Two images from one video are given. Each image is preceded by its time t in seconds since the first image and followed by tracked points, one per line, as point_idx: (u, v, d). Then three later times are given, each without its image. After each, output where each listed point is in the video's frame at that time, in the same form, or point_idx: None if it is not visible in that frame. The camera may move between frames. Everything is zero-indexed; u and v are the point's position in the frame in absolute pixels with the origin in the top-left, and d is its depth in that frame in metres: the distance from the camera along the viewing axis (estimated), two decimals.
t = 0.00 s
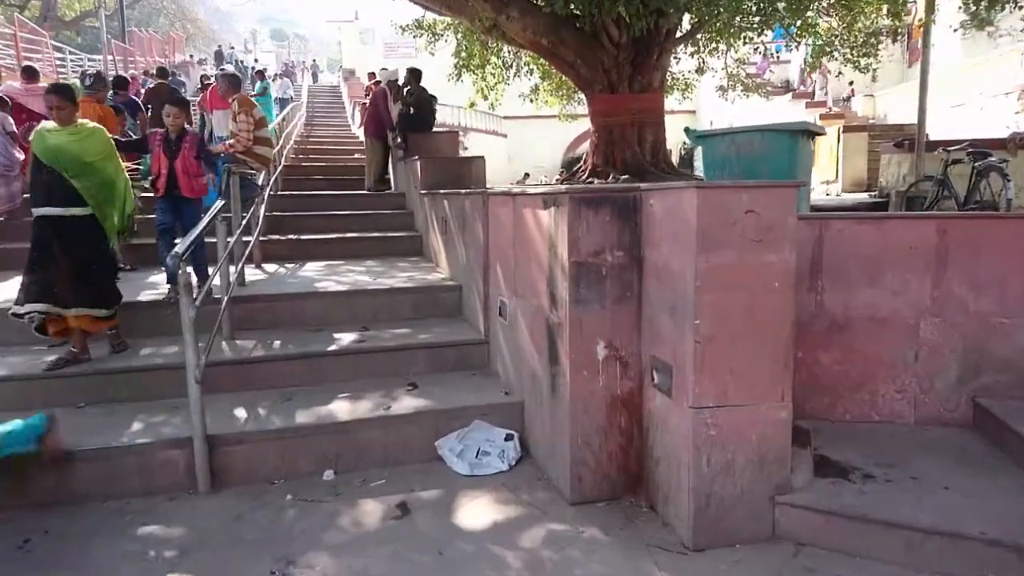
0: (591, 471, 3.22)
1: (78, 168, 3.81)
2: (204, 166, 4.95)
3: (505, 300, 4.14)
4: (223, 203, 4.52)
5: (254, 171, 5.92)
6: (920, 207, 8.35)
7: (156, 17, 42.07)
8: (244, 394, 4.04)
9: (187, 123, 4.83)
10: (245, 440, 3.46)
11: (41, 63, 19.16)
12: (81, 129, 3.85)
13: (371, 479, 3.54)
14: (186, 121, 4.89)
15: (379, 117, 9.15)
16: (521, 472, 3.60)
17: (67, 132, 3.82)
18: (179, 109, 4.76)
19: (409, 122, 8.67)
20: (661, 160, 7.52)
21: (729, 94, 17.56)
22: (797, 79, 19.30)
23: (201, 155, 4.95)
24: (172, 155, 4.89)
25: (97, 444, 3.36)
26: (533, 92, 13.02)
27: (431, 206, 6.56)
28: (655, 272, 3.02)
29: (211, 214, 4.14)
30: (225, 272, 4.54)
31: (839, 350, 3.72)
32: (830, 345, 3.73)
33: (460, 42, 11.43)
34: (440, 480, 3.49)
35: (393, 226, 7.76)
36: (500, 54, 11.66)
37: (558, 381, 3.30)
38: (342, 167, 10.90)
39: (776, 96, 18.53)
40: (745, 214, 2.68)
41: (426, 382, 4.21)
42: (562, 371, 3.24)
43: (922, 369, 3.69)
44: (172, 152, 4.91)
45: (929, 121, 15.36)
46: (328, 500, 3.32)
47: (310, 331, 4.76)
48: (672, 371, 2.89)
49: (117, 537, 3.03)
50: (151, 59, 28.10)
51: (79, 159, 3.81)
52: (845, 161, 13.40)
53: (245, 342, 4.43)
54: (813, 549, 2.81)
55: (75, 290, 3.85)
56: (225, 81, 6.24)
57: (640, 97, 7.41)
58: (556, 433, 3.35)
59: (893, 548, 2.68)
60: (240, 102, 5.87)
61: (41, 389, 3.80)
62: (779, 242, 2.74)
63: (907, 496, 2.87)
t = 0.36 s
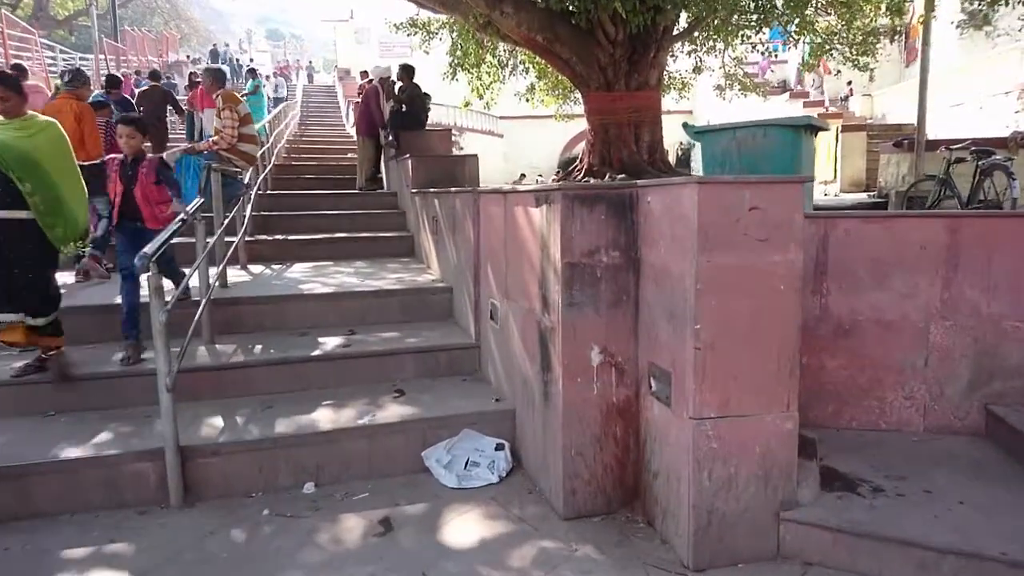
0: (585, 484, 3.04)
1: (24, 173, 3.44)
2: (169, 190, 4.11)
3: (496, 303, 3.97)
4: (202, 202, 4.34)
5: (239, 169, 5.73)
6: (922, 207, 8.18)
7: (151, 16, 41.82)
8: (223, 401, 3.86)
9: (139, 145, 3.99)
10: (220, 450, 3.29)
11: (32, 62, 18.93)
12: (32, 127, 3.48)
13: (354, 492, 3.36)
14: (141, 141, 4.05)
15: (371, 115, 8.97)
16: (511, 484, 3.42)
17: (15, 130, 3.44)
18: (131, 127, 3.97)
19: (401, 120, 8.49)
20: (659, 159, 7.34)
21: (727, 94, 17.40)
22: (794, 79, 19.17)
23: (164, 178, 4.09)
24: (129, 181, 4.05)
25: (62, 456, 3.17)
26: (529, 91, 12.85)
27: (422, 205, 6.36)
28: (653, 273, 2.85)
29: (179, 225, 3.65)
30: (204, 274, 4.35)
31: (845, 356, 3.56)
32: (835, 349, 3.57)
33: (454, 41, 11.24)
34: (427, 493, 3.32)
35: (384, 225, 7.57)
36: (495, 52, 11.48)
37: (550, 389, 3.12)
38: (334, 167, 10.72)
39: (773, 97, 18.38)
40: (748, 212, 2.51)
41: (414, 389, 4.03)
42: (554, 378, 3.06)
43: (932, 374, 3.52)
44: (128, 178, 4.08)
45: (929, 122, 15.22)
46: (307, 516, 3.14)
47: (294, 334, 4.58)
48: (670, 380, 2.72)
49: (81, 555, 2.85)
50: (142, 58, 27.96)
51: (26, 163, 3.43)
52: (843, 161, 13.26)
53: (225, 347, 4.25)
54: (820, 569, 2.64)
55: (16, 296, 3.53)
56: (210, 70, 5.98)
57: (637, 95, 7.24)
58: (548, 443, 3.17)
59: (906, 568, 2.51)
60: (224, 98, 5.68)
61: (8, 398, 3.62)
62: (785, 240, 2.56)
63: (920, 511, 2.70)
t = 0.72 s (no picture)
0: (579, 501, 2.89)
1: None
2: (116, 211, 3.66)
3: (487, 308, 3.80)
4: (181, 203, 4.18)
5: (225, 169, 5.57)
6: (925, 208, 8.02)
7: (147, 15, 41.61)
8: (202, 413, 3.70)
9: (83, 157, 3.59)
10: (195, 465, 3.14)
11: (24, 61, 18.74)
12: None
13: (337, 509, 3.21)
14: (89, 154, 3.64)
15: (363, 113, 8.80)
16: (502, 499, 3.27)
17: None
18: (80, 138, 3.59)
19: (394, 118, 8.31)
20: (656, 158, 7.17)
21: (727, 92, 17.23)
22: (793, 79, 19.04)
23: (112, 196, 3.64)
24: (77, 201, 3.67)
25: (27, 473, 3.02)
26: (526, 90, 12.67)
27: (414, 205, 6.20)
28: (650, 279, 2.69)
29: (145, 237, 3.31)
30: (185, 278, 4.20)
31: (850, 364, 3.41)
32: (841, 357, 3.42)
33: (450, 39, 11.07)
34: (413, 510, 3.17)
35: (377, 226, 7.41)
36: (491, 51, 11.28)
37: (542, 399, 2.96)
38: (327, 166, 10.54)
39: (773, 96, 18.22)
40: (751, 214, 2.36)
41: (402, 398, 3.87)
42: (546, 389, 2.91)
43: (941, 383, 3.37)
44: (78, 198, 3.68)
45: (929, 121, 15.07)
46: (286, 535, 2.99)
47: (278, 340, 4.42)
48: (669, 392, 2.56)
49: None
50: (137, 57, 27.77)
51: None
52: (843, 161, 13.11)
53: (206, 355, 4.09)
54: None
55: None
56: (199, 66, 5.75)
57: (635, 93, 7.06)
58: (540, 457, 3.02)
59: None
60: (209, 95, 5.50)
61: None
62: (790, 244, 2.41)
63: (932, 531, 2.55)
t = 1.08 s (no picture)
0: (574, 523, 2.73)
1: None
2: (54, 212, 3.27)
3: (480, 317, 3.65)
4: (161, 208, 4.03)
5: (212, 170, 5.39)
6: (930, 210, 7.86)
7: (146, 15, 41.51)
8: (182, 426, 3.55)
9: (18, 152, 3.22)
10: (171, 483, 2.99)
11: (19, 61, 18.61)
12: None
13: (320, 530, 3.06)
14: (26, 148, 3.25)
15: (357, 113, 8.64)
16: (493, 519, 3.12)
17: None
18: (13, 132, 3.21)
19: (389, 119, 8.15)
20: (656, 159, 6.99)
21: (727, 92, 17.08)
22: (794, 79, 18.87)
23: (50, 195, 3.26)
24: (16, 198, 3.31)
25: None
26: (525, 90, 12.50)
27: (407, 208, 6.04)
28: (649, 290, 2.53)
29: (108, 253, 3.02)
30: (166, 284, 4.05)
31: (859, 377, 3.25)
32: (849, 369, 3.26)
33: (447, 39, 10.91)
34: (399, 530, 3.02)
35: (370, 229, 7.25)
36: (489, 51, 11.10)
37: (535, 415, 2.81)
38: (322, 167, 10.39)
39: (773, 96, 18.07)
40: (757, 221, 2.20)
41: (391, 410, 3.72)
42: (540, 405, 2.75)
43: (954, 397, 3.22)
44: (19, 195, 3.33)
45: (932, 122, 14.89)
46: (265, 558, 2.84)
47: (264, 349, 4.27)
48: (669, 410, 2.40)
49: None
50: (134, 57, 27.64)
51: None
52: (845, 161, 12.95)
53: (188, 365, 3.94)
54: None
55: None
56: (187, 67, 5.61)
57: (635, 93, 6.87)
58: (533, 476, 2.86)
59: None
60: (196, 95, 5.35)
61: None
62: (799, 254, 2.25)
63: (949, 559, 2.39)
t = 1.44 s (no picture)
0: (572, 542, 2.57)
1: None
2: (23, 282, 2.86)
3: (474, 321, 3.49)
4: (141, 209, 3.89)
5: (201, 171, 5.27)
6: (936, 210, 7.70)
7: (145, 16, 41.38)
8: (162, 438, 3.40)
9: None
10: (147, 498, 2.84)
11: (14, 61, 18.46)
12: None
13: (304, 548, 2.90)
14: None
15: (352, 112, 8.48)
16: (487, 535, 2.96)
17: None
18: None
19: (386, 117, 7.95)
20: (657, 159, 6.81)
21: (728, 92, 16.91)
22: (796, 79, 18.71)
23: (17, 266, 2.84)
24: None
25: None
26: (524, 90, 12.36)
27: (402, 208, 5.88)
28: (652, 294, 2.37)
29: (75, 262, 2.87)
30: (149, 286, 3.90)
31: (870, 386, 3.10)
32: (861, 377, 3.10)
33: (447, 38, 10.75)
34: (387, 548, 2.86)
35: (366, 229, 7.08)
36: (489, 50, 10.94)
37: (532, 427, 2.65)
38: (318, 167, 10.24)
39: (775, 96, 17.91)
40: (768, 221, 2.04)
41: (382, 419, 3.56)
42: (536, 416, 2.60)
43: (972, 407, 3.06)
44: None
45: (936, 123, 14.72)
46: None
47: (251, 354, 4.12)
48: (673, 424, 2.24)
49: None
50: (131, 57, 27.50)
51: None
52: (848, 162, 12.79)
53: (170, 372, 3.79)
54: None
55: None
56: (174, 65, 5.45)
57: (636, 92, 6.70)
58: (529, 491, 2.70)
59: None
60: (183, 92, 5.19)
61: None
62: (813, 256, 2.09)
63: None
